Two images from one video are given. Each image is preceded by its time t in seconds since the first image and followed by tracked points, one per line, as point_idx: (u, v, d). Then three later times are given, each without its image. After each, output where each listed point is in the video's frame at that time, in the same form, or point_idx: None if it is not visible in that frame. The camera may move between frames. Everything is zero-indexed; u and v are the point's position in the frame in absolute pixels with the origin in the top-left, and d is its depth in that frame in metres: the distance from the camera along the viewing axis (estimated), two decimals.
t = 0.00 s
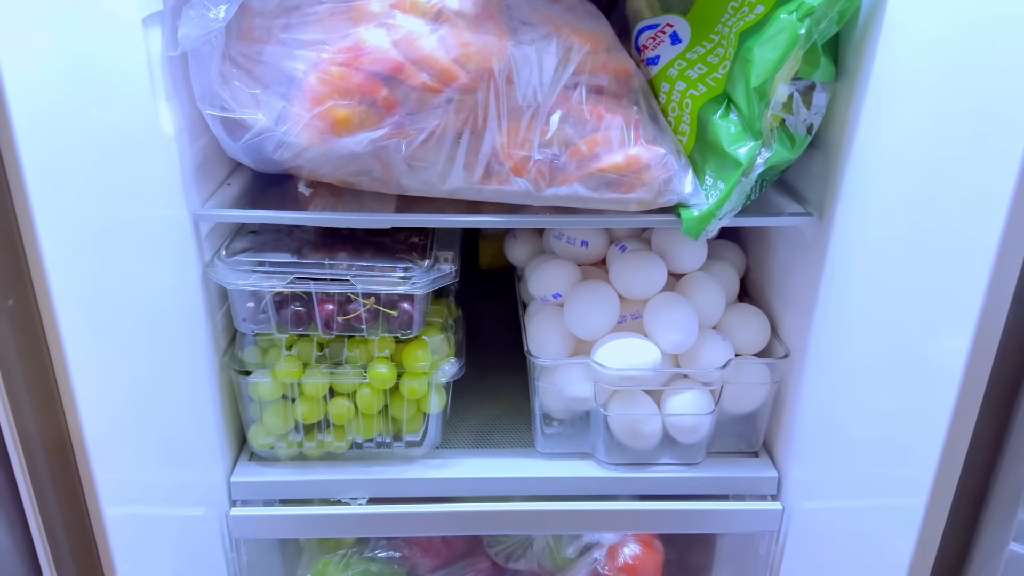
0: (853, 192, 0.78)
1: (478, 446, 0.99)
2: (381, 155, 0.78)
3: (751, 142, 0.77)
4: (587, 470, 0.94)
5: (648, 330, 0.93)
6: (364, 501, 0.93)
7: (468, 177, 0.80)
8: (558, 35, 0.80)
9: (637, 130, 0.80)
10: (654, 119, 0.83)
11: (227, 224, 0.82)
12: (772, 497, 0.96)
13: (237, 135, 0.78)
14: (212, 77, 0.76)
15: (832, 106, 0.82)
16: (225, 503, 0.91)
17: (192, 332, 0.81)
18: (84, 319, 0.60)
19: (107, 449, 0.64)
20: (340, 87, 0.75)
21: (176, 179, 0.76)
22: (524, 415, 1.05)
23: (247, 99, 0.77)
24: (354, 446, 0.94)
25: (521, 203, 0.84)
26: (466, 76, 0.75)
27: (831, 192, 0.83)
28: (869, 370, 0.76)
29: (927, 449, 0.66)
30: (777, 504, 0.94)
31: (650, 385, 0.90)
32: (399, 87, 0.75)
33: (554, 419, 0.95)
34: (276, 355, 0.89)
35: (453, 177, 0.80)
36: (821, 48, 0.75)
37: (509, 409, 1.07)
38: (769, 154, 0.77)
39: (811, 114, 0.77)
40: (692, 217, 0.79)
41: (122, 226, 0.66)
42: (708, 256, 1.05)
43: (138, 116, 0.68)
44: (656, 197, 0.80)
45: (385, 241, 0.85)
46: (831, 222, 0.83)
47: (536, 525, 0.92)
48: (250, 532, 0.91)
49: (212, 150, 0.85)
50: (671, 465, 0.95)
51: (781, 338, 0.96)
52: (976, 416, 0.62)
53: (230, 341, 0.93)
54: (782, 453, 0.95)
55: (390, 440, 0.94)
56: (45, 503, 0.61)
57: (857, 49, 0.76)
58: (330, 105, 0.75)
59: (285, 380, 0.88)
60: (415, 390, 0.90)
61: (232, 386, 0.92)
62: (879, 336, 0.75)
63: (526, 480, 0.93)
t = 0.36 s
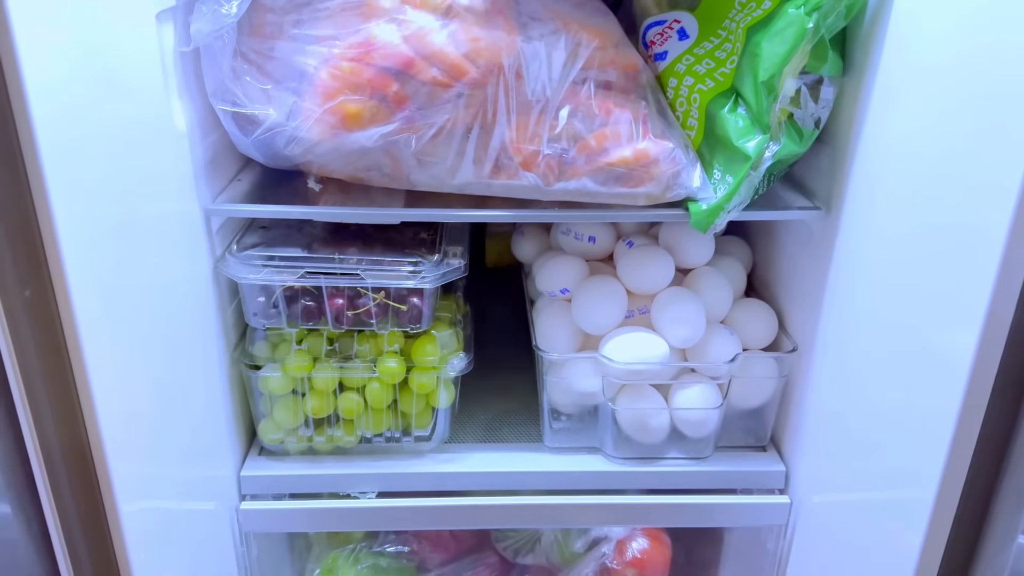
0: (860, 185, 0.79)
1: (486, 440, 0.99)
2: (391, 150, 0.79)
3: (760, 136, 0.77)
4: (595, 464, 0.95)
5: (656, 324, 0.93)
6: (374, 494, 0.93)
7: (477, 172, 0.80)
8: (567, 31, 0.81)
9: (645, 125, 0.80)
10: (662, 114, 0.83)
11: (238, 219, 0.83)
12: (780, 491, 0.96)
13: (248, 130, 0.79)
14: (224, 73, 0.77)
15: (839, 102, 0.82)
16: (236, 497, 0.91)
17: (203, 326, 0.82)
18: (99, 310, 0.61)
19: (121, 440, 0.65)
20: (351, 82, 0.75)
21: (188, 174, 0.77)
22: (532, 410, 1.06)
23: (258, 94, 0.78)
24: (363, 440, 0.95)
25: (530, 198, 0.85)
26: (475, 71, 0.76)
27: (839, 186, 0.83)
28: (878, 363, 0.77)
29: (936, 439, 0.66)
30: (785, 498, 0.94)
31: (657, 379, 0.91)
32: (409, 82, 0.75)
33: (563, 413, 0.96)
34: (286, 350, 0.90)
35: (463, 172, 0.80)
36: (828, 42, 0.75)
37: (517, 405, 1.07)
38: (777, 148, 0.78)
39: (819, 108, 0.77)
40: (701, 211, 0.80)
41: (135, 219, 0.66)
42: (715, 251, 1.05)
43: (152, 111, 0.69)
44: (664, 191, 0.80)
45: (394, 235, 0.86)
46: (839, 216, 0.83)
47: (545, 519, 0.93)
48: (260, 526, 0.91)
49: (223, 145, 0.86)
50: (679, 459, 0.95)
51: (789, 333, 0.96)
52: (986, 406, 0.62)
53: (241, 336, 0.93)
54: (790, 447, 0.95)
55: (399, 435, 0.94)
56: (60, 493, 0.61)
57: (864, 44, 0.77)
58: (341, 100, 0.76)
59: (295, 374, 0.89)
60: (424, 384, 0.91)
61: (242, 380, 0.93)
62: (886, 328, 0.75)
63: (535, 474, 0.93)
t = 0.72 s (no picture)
0: (869, 163, 0.79)
1: (497, 423, 1.00)
2: (404, 130, 0.80)
3: (771, 113, 0.78)
4: (606, 446, 0.95)
5: (666, 306, 0.93)
6: (385, 475, 0.94)
7: (489, 152, 0.81)
8: (578, 12, 0.81)
9: (656, 104, 0.81)
10: (672, 94, 0.84)
11: (252, 199, 0.83)
12: (790, 473, 0.96)
13: (262, 110, 0.80)
14: (239, 52, 0.77)
15: (847, 81, 0.83)
16: (248, 478, 0.91)
17: (218, 306, 0.83)
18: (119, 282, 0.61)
19: (141, 412, 0.65)
20: (365, 60, 0.76)
21: (204, 153, 0.78)
22: (542, 395, 1.06)
23: (273, 74, 0.78)
24: (375, 422, 0.95)
25: (541, 179, 0.85)
26: (488, 50, 0.77)
27: (848, 165, 0.83)
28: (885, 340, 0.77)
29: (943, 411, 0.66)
30: (795, 479, 0.94)
31: (668, 360, 0.92)
32: (423, 60, 0.76)
33: (573, 396, 0.96)
34: (299, 332, 0.90)
35: (475, 152, 0.81)
36: (838, 19, 0.76)
37: (528, 390, 1.07)
38: (787, 126, 0.78)
39: (829, 86, 0.78)
40: (711, 189, 0.80)
41: (152, 194, 0.67)
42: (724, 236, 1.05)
43: (169, 88, 0.69)
44: (675, 169, 0.81)
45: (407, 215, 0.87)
46: (847, 194, 0.84)
47: (556, 500, 0.93)
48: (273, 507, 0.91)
49: (237, 127, 0.87)
50: (689, 441, 0.96)
51: (798, 315, 0.96)
52: (997, 374, 0.62)
53: (254, 318, 0.94)
54: (799, 429, 0.95)
55: (411, 417, 0.95)
56: (78, 458, 0.62)
57: (872, 23, 0.77)
58: (355, 78, 0.76)
59: (309, 354, 0.89)
60: (436, 365, 0.91)
61: (255, 362, 0.93)
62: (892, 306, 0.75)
63: (546, 456, 0.93)
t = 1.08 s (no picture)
0: (866, 143, 0.81)
1: (506, 402, 1.02)
2: (417, 112, 0.83)
3: (772, 94, 0.81)
4: (612, 422, 0.98)
5: (670, 285, 0.96)
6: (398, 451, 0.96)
7: (499, 133, 0.83)
8: None
9: (660, 87, 0.84)
10: (676, 78, 0.86)
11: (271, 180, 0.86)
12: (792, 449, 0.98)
13: (281, 93, 0.83)
14: (260, 36, 0.81)
15: (845, 65, 0.85)
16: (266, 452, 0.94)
17: (238, 283, 0.86)
18: (150, 251, 0.64)
19: (169, 378, 0.68)
20: (380, 44, 0.79)
21: (225, 135, 0.81)
22: (550, 376, 1.09)
23: (292, 58, 0.82)
24: (388, 400, 0.98)
25: (550, 161, 0.88)
26: (498, 33, 0.80)
27: (846, 146, 0.85)
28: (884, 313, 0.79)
29: (936, 376, 0.68)
30: (797, 454, 0.96)
31: (672, 338, 0.94)
32: (435, 43, 0.79)
33: (580, 375, 0.99)
34: (315, 310, 0.93)
35: (485, 134, 0.84)
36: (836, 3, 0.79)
37: (536, 372, 1.10)
38: (787, 106, 0.82)
39: (827, 67, 0.81)
40: (714, 167, 0.83)
41: (179, 170, 0.70)
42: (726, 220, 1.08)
43: (194, 69, 0.72)
44: (679, 150, 0.83)
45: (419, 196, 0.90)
46: (846, 174, 0.86)
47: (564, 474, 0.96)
48: (289, 481, 0.94)
49: (256, 111, 0.90)
50: (692, 417, 0.98)
51: (799, 295, 0.99)
52: (990, 339, 0.64)
53: (271, 298, 0.97)
54: (801, 406, 0.98)
55: (423, 395, 0.98)
56: (108, 419, 0.66)
57: (869, 7, 0.80)
58: (370, 61, 0.80)
59: (325, 331, 0.92)
60: (447, 343, 0.95)
61: (272, 341, 0.96)
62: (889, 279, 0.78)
63: (554, 432, 0.96)
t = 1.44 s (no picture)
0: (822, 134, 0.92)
1: (507, 369, 1.14)
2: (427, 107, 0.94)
3: (739, 91, 0.93)
4: (602, 386, 1.08)
5: (654, 263, 1.07)
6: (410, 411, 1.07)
7: (500, 126, 0.95)
8: (576, 7, 0.95)
9: (642, 86, 0.95)
10: (657, 76, 0.97)
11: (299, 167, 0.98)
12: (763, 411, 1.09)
13: (309, 90, 0.94)
14: (291, 40, 0.92)
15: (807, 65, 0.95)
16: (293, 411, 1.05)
17: (270, 258, 0.97)
18: (203, 223, 0.75)
19: (219, 333, 0.79)
20: (396, 47, 0.91)
21: (260, 127, 0.92)
22: (547, 348, 1.20)
23: (318, 59, 0.93)
24: (402, 366, 1.09)
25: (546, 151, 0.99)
26: (499, 38, 0.91)
27: (808, 137, 0.96)
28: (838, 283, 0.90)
29: (874, 333, 0.79)
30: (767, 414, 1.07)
31: (656, 310, 1.05)
32: (444, 47, 0.91)
33: (573, 346, 1.10)
34: (336, 285, 1.05)
35: (488, 126, 0.95)
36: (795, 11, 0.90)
37: (535, 345, 1.21)
38: (752, 102, 0.93)
39: (788, 67, 0.92)
40: (690, 156, 0.94)
41: (224, 156, 0.81)
42: (707, 206, 1.19)
43: (235, 70, 0.84)
44: (659, 141, 0.94)
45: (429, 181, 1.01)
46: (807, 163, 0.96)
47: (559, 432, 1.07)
48: (313, 436, 1.05)
49: (286, 107, 1.01)
50: (673, 381, 1.09)
51: (770, 273, 1.09)
52: (920, 300, 0.74)
53: (297, 275, 1.09)
54: (771, 372, 1.08)
55: (432, 363, 1.09)
56: (164, 366, 0.77)
57: (825, 14, 0.90)
58: (387, 62, 0.91)
59: (345, 303, 1.04)
60: (454, 314, 1.05)
61: (299, 314, 1.08)
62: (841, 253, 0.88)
63: (551, 396, 1.07)
